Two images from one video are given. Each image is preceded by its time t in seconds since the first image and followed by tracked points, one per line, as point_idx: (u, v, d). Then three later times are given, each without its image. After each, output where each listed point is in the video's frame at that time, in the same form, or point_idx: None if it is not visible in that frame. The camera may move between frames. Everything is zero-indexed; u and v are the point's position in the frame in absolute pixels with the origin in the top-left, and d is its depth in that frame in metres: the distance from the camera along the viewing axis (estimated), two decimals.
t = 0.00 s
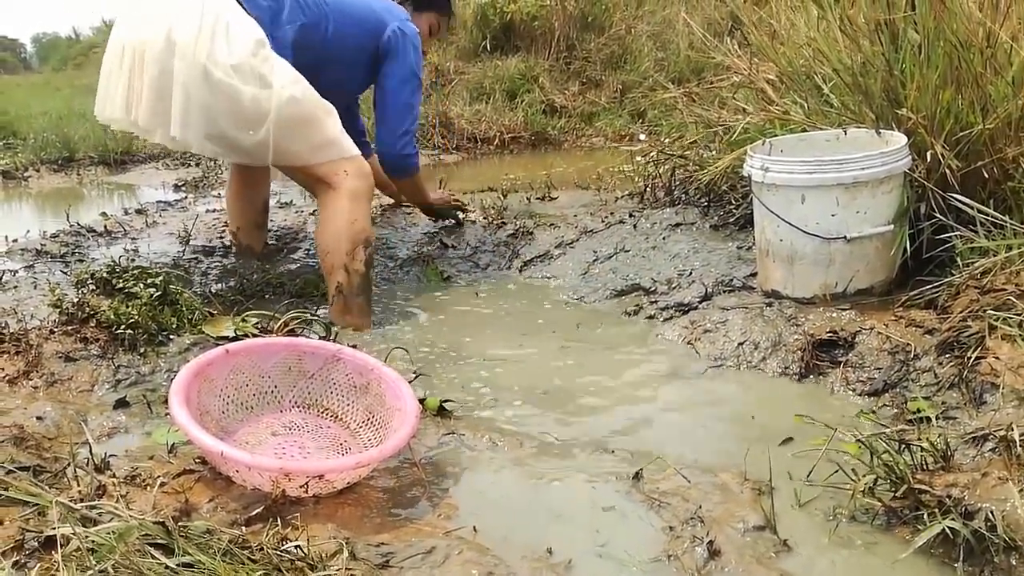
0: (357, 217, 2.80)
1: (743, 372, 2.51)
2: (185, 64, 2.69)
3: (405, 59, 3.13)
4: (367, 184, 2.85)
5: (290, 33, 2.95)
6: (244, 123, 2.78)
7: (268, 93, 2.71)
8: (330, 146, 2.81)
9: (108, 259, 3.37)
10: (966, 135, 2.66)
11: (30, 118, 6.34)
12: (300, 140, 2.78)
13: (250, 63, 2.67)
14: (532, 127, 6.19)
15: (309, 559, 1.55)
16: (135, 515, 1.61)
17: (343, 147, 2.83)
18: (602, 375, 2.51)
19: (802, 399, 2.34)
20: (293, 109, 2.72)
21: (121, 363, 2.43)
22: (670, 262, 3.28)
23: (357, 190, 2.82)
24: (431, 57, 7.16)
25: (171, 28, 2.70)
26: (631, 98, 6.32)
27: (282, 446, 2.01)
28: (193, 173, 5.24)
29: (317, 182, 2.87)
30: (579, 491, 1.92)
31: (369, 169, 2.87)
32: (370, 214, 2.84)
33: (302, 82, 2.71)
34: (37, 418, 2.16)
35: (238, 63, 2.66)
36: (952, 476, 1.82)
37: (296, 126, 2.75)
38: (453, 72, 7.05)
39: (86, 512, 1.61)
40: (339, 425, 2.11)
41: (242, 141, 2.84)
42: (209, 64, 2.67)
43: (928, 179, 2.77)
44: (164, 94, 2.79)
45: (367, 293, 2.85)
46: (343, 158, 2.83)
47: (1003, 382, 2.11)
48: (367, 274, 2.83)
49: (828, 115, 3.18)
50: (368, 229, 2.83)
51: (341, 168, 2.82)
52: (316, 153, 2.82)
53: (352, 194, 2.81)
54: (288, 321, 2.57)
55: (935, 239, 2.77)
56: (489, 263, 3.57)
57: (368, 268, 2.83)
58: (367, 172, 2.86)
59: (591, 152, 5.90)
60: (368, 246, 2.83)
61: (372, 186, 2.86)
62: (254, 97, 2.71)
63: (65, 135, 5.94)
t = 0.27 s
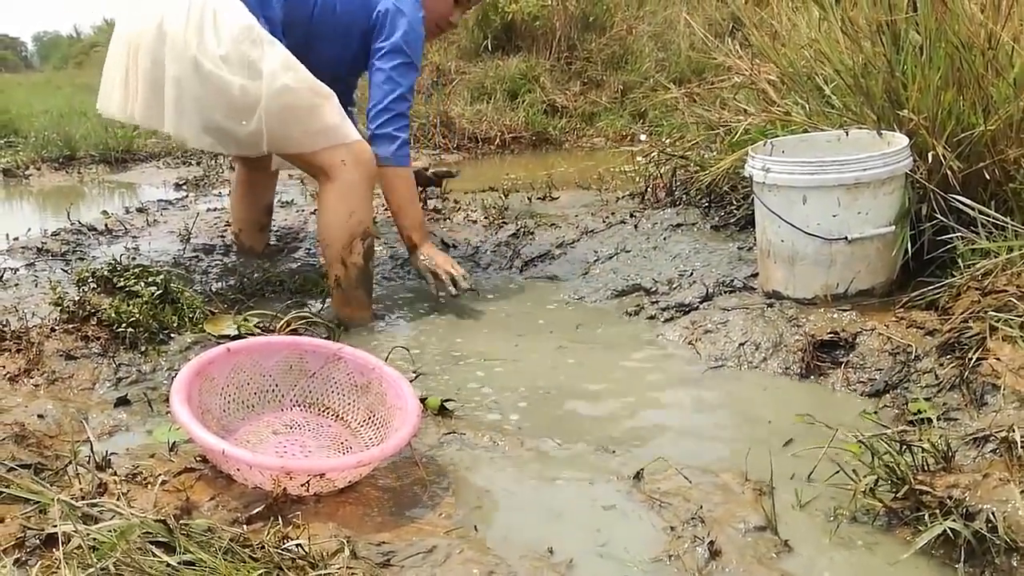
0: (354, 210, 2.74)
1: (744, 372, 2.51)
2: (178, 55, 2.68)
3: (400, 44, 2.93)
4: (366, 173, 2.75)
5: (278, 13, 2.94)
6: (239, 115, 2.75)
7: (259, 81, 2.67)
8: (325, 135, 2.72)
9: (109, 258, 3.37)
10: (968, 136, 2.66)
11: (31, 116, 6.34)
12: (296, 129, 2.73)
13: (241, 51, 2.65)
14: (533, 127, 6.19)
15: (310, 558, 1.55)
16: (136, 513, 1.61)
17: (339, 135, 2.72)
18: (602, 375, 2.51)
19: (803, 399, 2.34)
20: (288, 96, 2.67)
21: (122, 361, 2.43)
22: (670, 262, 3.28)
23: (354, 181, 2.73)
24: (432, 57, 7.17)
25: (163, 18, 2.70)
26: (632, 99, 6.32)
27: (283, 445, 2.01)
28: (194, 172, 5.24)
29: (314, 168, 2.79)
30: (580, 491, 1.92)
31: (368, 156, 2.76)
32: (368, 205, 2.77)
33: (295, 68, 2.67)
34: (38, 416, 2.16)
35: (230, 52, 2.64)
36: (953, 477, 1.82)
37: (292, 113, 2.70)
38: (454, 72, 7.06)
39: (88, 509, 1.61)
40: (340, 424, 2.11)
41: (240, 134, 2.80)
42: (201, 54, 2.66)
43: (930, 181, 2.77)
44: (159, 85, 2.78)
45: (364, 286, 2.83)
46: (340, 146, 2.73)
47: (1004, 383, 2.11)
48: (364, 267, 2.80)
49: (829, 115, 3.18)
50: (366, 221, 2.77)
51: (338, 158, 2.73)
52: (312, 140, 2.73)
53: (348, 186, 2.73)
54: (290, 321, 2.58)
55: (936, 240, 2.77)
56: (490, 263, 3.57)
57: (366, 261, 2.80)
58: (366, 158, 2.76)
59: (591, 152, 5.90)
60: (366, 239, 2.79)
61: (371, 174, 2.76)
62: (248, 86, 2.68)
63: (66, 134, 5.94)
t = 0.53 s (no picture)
0: (351, 230, 2.75)
1: (747, 372, 2.51)
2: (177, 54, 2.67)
3: (410, 35, 2.74)
4: (365, 192, 2.73)
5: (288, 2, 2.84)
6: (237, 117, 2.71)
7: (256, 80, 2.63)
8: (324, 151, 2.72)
9: (112, 254, 3.37)
10: (973, 137, 2.65)
11: (35, 111, 6.35)
12: (295, 131, 2.69)
13: (238, 48, 2.62)
14: (536, 126, 6.19)
15: (313, 554, 1.55)
16: (140, 508, 1.61)
17: (338, 152, 2.71)
18: (605, 373, 2.50)
19: (806, 399, 2.34)
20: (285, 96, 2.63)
21: (125, 357, 2.43)
22: (674, 262, 3.28)
23: (351, 201, 2.72)
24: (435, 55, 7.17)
25: (167, 18, 2.71)
26: (635, 98, 6.31)
27: (286, 442, 2.01)
28: (198, 169, 5.24)
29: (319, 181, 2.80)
30: (583, 490, 1.92)
31: (369, 174, 2.73)
32: (367, 225, 2.76)
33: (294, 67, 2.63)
34: (41, 411, 2.16)
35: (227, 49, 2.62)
36: (956, 478, 1.82)
37: (289, 114, 2.66)
38: (457, 71, 7.06)
39: (91, 505, 1.61)
40: (343, 421, 2.11)
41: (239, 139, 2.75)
42: (198, 52, 2.64)
43: (934, 181, 2.76)
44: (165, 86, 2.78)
45: (365, 303, 2.85)
46: (339, 164, 2.72)
47: (1008, 384, 2.11)
48: (363, 285, 2.82)
49: (833, 115, 3.17)
50: (365, 240, 2.77)
51: (336, 176, 2.72)
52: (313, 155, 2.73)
53: (345, 205, 2.73)
54: (293, 316, 2.58)
55: (941, 241, 2.77)
56: (493, 261, 3.56)
57: (366, 280, 2.82)
58: (367, 176, 2.73)
59: (594, 151, 5.89)
60: (365, 258, 2.79)
61: (371, 192, 2.73)
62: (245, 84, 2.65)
63: (69, 130, 5.94)
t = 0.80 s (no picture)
0: (364, 240, 2.72)
1: (744, 370, 2.51)
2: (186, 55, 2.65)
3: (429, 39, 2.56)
4: (382, 204, 2.70)
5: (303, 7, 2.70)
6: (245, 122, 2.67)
7: (264, 83, 2.60)
8: (341, 160, 2.69)
9: (110, 251, 3.36)
10: (971, 135, 2.65)
11: (32, 109, 6.34)
12: (305, 137, 2.66)
13: (247, 50, 2.59)
14: (535, 124, 6.19)
15: (310, 552, 1.55)
16: (136, 505, 1.61)
17: (355, 163, 2.68)
18: (603, 372, 2.50)
19: (803, 397, 2.34)
20: (296, 100, 2.60)
21: (122, 354, 2.43)
22: (671, 260, 3.28)
23: (366, 211, 2.70)
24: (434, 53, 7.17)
25: (177, 19, 2.69)
26: (633, 97, 6.31)
27: (284, 439, 2.00)
28: (195, 166, 5.23)
29: (335, 189, 2.77)
30: (581, 488, 1.92)
31: (386, 186, 2.70)
32: (380, 237, 2.73)
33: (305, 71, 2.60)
34: (38, 408, 2.16)
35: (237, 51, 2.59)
36: (953, 476, 1.82)
37: (300, 119, 2.63)
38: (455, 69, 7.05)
39: (87, 502, 1.61)
40: (340, 419, 2.10)
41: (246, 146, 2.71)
42: (207, 54, 2.61)
43: (932, 180, 2.76)
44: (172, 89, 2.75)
45: (371, 312, 2.83)
46: (356, 174, 2.69)
47: (1005, 382, 2.11)
48: (372, 295, 2.81)
49: (832, 114, 3.17)
50: (377, 252, 2.74)
51: (352, 186, 2.69)
52: (329, 164, 2.71)
53: (359, 215, 2.70)
54: (291, 314, 2.57)
55: (938, 240, 2.77)
56: (491, 260, 3.56)
57: (375, 290, 2.80)
58: (385, 187, 2.70)
59: (592, 150, 5.89)
60: (377, 268, 2.77)
61: (387, 205, 2.70)
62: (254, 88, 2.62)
63: (67, 127, 5.93)
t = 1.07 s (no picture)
0: (362, 240, 2.71)
1: (738, 369, 2.51)
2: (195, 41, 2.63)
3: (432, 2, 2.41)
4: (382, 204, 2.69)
5: None
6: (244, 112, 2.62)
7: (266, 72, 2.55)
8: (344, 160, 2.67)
9: (103, 252, 3.35)
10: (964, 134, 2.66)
11: (25, 109, 6.31)
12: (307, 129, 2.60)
13: (253, 40, 2.55)
14: (529, 123, 6.18)
15: (303, 553, 1.55)
16: (128, 508, 1.61)
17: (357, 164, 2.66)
18: (597, 371, 2.50)
19: (797, 396, 2.34)
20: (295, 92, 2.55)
21: (115, 355, 2.43)
22: (666, 260, 3.29)
23: (365, 212, 2.69)
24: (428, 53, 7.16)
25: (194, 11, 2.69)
26: (628, 96, 6.30)
27: (277, 441, 2.00)
28: (189, 167, 5.22)
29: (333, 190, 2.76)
30: (574, 488, 1.92)
31: (386, 188, 2.68)
32: (378, 238, 2.73)
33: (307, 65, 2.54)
34: (30, 410, 2.15)
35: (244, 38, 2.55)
36: (946, 474, 1.83)
37: (296, 114, 2.57)
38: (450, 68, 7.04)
39: (79, 504, 1.61)
40: (333, 420, 2.10)
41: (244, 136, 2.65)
42: (217, 43, 2.60)
43: (926, 178, 2.77)
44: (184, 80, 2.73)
45: (369, 314, 2.81)
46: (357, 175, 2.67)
47: (998, 381, 2.11)
48: (369, 297, 2.79)
49: (825, 113, 3.17)
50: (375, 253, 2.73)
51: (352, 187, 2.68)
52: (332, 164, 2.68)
53: (358, 217, 2.69)
54: (284, 315, 2.57)
55: (932, 238, 2.77)
56: (485, 259, 3.56)
57: (371, 292, 2.78)
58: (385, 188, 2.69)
59: (587, 149, 5.88)
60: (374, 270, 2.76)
61: (386, 206, 2.69)
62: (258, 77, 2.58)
63: (60, 128, 5.91)
